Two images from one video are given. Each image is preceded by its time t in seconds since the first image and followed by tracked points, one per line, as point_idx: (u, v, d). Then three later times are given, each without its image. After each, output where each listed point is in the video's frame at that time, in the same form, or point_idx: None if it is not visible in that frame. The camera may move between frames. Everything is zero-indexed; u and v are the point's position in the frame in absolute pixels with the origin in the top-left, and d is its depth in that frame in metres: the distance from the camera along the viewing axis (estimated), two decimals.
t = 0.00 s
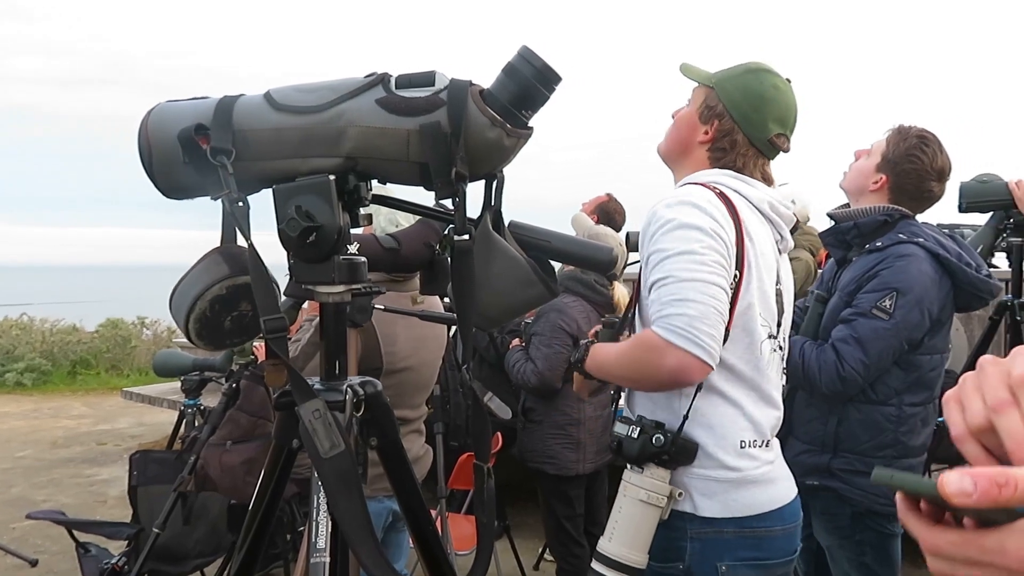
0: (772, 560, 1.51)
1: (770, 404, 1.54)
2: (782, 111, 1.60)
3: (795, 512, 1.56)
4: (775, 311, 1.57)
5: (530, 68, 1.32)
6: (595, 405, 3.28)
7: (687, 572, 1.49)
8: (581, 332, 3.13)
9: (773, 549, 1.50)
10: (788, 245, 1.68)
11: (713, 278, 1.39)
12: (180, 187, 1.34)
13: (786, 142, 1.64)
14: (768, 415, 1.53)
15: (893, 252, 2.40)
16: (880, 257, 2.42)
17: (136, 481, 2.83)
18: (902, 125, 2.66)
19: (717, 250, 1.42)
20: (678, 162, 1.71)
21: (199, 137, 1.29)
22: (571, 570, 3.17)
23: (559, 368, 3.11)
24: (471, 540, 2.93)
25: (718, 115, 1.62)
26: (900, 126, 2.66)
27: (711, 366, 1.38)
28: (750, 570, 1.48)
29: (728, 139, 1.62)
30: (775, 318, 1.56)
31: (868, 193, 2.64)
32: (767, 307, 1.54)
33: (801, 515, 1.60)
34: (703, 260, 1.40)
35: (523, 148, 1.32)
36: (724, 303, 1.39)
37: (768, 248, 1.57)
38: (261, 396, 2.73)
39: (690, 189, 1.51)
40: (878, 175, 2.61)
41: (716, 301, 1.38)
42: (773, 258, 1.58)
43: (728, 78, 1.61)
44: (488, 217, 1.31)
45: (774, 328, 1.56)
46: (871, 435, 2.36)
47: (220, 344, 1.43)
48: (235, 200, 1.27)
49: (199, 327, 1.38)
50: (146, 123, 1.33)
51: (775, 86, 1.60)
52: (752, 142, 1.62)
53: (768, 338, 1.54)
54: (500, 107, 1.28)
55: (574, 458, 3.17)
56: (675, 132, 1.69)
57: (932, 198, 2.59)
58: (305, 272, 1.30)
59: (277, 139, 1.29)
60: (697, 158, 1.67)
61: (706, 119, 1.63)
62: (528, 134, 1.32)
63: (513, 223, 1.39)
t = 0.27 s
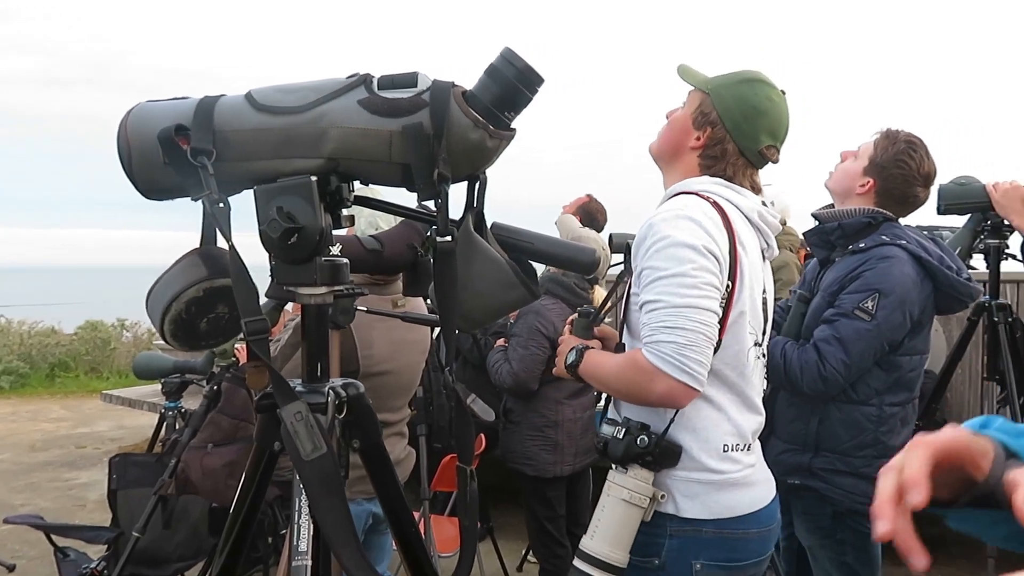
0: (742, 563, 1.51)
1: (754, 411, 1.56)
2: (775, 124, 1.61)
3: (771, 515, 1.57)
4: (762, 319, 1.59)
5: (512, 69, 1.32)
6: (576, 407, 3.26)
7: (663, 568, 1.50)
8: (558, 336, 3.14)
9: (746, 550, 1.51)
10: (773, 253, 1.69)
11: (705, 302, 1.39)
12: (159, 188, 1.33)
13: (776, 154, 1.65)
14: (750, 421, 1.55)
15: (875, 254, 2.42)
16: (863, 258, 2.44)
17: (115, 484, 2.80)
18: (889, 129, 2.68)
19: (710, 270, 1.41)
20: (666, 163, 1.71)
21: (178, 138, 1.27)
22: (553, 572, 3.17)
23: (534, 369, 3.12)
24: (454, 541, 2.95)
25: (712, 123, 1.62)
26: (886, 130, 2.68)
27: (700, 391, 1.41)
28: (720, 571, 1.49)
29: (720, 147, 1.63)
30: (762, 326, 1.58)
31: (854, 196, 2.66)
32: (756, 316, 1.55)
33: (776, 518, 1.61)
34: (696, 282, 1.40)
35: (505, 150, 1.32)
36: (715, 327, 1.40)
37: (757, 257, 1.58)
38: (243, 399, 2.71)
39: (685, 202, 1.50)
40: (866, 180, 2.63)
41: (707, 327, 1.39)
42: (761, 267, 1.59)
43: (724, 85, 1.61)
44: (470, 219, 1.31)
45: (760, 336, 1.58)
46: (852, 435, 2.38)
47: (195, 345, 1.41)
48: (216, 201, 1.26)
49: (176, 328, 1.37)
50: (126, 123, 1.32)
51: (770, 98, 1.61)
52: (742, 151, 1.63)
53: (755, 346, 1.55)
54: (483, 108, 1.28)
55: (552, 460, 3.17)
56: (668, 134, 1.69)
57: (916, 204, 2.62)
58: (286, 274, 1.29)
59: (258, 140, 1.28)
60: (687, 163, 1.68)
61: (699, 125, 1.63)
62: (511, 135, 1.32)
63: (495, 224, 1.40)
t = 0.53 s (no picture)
0: (713, 561, 1.52)
1: (728, 413, 1.56)
2: (757, 127, 1.61)
3: (745, 516, 1.58)
4: (737, 321, 1.58)
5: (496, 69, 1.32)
6: (558, 410, 3.25)
7: (630, 566, 1.51)
8: (536, 339, 3.13)
9: (717, 549, 1.52)
10: (754, 255, 1.69)
11: (674, 307, 1.40)
12: (138, 188, 1.32)
13: (757, 156, 1.65)
14: (723, 422, 1.54)
15: (859, 256, 2.44)
16: (846, 259, 2.46)
17: (94, 488, 2.77)
18: (876, 132, 2.70)
19: (680, 275, 1.42)
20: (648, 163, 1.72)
21: (159, 138, 1.26)
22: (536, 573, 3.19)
23: (512, 372, 3.13)
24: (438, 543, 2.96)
25: (694, 124, 1.63)
26: (874, 133, 2.70)
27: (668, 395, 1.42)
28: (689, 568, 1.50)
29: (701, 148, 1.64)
30: (737, 330, 1.56)
31: (839, 198, 2.69)
32: (729, 319, 1.55)
33: (751, 518, 1.61)
34: (665, 287, 1.40)
35: (489, 151, 1.32)
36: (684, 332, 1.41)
37: (732, 259, 1.58)
38: (224, 401, 2.69)
39: (658, 206, 1.50)
40: (851, 183, 2.65)
41: (676, 332, 1.40)
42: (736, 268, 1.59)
43: (708, 86, 1.62)
44: (454, 220, 1.31)
45: (734, 338, 1.57)
46: (836, 435, 2.40)
47: (176, 346, 1.40)
48: (197, 202, 1.25)
49: (156, 329, 1.36)
50: (106, 123, 1.30)
51: (753, 99, 1.61)
52: (723, 153, 1.64)
53: (728, 348, 1.55)
54: (466, 109, 1.28)
55: (531, 463, 3.18)
56: (651, 133, 1.70)
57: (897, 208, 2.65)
58: (269, 276, 1.28)
59: (240, 140, 1.27)
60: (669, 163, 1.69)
61: (682, 125, 1.64)
62: (495, 136, 1.31)
63: (479, 225, 1.40)
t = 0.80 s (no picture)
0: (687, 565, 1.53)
1: (700, 416, 1.56)
2: (732, 121, 1.62)
3: (718, 520, 1.58)
4: (704, 323, 1.57)
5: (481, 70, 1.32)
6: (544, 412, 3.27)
7: (601, 571, 1.52)
8: (524, 341, 3.15)
9: (689, 555, 1.53)
10: (730, 252, 1.69)
11: (628, 302, 1.40)
12: (121, 189, 1.31)
13: (734, 149, 1.67)
14: (691, 424, 1.55)
15: (843, 257, 2.46)
16: (831, 261, 2.48)
17: (77, 491, 2.74)
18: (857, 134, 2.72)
19: (636, 270, 1.42)
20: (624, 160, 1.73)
21: (142, 138, 1.25)
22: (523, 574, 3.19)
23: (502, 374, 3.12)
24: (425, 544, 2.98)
25: (669, 121, 1.64)
26: (855, 135, 2.72)
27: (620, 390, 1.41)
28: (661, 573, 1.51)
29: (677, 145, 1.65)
30: (703, 332, 1.55)
31: (822, 201, 2.71)
32: (694, 320, 1.54)
33: (726, 523, 1.62)
34: (621, 281, 1.41)
35: (475, 152, 1.32)
36: (638, 327, 1.41)
37: (700, 260, 1.57)
38: (209, 403, 2.68)
39: (619, 204, 1.52)
40: (835, 185, 2.67)
41: (629, 326, 1.40)
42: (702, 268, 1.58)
43: (681, 82, 1.63)
44: (439, 221, 1.31)
45: (700, 340, 1.56)
46: (822, 435, 2.41)
47: (165, 349, 1.39)
48: (180, 202, 1.24)
49: (141, 331, 1.35)
50: (87, 123, 1.29)
51: (727, 93, 1.62)
52: (699, 149, 1.65)
53: (693, 350, 1.54)
54: (450, 109, 1.28)
55: (520, 464, 3.18)
56: (626, 131, 1.71)
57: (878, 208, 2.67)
58: (253, 277, 1.27)
59: (224, 141, 1.27)
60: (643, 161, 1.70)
61: (656, 122, 1.65)
62: (480, 137, 1.31)
63: (464, 226, 1.40)
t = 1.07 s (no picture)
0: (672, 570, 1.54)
1: (679, 417, 1.57)
2: (711, 116, 1.63)
3: (705, 524, 1.59)
4: (677, 320, 1.58)
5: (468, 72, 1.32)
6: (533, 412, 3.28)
7: None
8: (515, 341, 3.15)
9: (674, 559, 1.54)
10: (708, 249, 1.70)
11: (602, 270, 1.42)
12: (104, 189, 1.30)
13: (715, 144, 1.68)
14: (670, 424, 1.55)
15: (829, 259, 2.47)
16: (817, 262, 2.49)
17: (61, 493, 2.72)
18: (840, 137, 2.75)
19: (607, 246, 1.46)
20: (605, 160, 1.73)
21: (126, 138, 1.24)
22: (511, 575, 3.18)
23: (491, 375, 3.12)
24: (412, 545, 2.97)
25: (648, 119, 1.64)
26: (843, 138, 2.74)
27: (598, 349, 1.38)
28: None
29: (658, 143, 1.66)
30: (675, 328, 1.57)
31: (810, 203, 2.72)
32: (666, 315, 1.56)
33: (714, 527, 1.62)
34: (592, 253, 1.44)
35: (461, 153, 1.32)
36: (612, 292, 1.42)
37: (672, 257, 1.59)
38: (194, 404, 2.65)
39: (590, 198, 1.55)
40: (824, 189, 2.69)
41: (603, 290, 1.41)
42: (676, 266, 1.60)
43: (659, 79, 1.63)
44: (425, 222, 1.31)
45: (674, 337, 1.57)
46: (810, 435, 2.42)
47: (142, 348, 1.38)
48: (164, 203, 1.24)
49: (122, 332, 1.34)
50: (70, 123, 1.28)
51: (706, 88, 1.63)
52: (680, 146, 1.66)
53: (666, 348, 1.55)
54: (438, 110, 1.27)
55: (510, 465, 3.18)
56: (604, 132, 1.72)
57: (861, 208, 2.70)
58: (237, 277, 1.27)
59: (210, 141, 1.26)
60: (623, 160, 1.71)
61: (635, 121, 1.66)
62: (467, 137, 1.31)
63: (450, 227, 1.39)
